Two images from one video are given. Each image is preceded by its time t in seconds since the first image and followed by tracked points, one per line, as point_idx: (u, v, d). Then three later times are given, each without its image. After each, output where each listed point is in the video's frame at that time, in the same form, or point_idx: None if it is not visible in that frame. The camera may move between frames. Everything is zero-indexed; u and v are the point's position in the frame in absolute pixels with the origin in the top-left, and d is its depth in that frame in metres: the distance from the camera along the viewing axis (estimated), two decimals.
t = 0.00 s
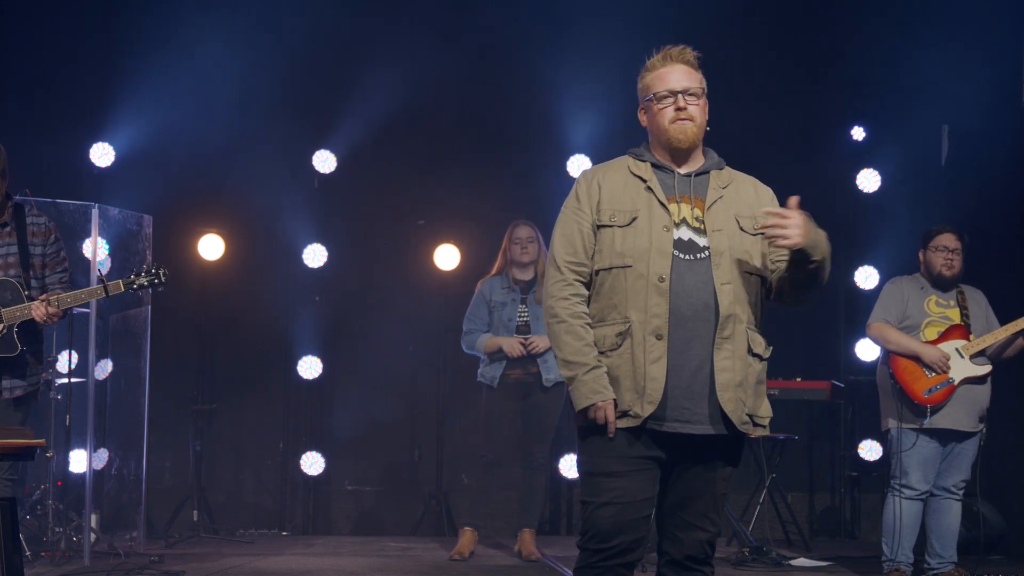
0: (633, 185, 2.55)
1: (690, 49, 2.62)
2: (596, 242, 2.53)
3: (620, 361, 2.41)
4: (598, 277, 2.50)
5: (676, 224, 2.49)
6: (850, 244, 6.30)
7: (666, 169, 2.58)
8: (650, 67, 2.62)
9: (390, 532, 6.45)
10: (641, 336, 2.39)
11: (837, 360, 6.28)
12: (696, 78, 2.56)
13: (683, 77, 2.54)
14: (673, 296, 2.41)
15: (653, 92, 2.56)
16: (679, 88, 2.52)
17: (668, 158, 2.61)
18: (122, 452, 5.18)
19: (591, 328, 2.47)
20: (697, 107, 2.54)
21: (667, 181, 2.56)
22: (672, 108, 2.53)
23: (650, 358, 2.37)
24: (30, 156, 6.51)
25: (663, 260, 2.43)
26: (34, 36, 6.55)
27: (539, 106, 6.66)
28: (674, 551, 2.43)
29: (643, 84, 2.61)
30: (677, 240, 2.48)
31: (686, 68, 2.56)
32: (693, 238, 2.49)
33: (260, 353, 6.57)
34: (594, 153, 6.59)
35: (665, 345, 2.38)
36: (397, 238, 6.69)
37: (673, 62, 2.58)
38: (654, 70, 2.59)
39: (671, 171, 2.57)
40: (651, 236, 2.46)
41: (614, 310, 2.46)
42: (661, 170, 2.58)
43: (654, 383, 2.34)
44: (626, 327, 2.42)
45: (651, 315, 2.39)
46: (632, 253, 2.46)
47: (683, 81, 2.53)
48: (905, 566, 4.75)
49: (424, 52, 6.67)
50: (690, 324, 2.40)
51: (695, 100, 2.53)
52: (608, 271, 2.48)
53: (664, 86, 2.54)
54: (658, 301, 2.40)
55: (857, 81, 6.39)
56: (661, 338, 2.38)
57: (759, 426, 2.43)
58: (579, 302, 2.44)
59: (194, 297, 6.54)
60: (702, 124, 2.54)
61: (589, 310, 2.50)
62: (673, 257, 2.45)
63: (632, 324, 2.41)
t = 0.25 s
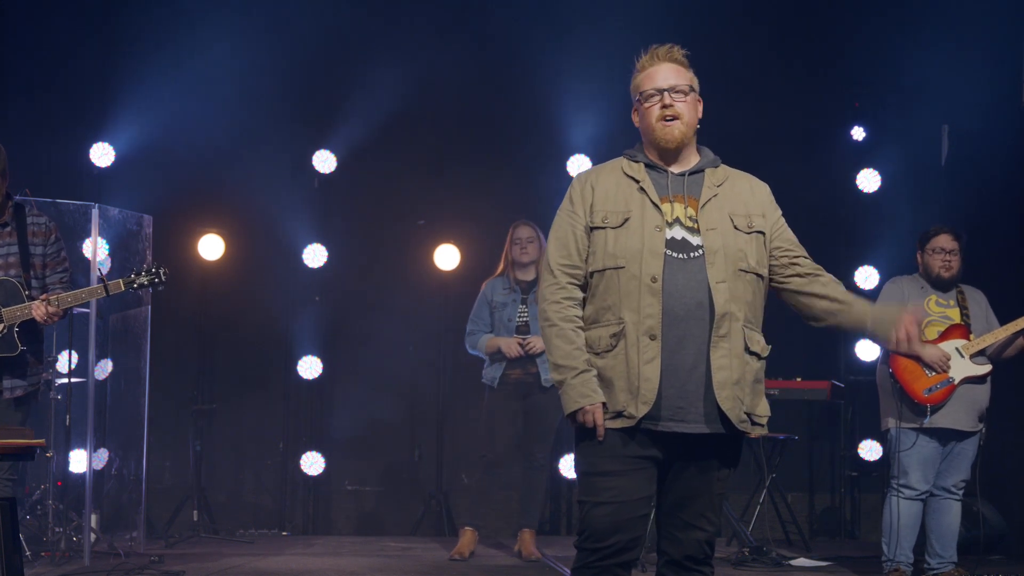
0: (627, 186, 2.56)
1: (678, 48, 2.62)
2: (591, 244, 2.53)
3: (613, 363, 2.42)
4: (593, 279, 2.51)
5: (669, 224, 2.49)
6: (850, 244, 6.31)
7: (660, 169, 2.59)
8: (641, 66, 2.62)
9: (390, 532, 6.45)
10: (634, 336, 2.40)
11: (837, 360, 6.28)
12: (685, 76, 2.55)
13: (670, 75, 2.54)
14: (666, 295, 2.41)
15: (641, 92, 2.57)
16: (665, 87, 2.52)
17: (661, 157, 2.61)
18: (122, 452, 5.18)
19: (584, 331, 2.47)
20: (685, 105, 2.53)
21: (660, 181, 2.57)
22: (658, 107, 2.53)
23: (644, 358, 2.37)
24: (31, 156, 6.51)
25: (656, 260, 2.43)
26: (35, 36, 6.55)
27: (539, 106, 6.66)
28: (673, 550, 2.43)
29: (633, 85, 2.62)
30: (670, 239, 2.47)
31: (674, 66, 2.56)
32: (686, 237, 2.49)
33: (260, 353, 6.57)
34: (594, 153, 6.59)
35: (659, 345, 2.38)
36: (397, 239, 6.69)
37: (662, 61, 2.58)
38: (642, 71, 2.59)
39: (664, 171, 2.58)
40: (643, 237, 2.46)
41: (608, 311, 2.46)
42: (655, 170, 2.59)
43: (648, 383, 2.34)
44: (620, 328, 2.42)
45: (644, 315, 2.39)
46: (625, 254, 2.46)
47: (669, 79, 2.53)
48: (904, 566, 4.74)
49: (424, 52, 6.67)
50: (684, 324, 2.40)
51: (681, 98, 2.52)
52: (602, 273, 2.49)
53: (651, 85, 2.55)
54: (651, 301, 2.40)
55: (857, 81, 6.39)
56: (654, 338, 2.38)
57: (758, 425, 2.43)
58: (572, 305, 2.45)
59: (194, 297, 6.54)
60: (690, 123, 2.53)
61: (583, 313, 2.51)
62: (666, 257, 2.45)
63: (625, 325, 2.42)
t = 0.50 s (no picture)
0: (625, 187, 2.56)
1: (674, 47, 2.62)
2: (587, 245, 2.54)
3: (607, 364, 2.42)
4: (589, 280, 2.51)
5: (664, 225, 2.49)
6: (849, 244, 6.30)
7: (659, 170, 2.58)
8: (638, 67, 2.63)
9: (390, 532, 6.45)
10: (627, 338, 2.40)
11: (837, 360, 6.29)
12: (680, 76, 2.55)
13: (663, 75, 2.54)
14: (659, 297, 2.41)
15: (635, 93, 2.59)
16: (655, 88, 2.53)
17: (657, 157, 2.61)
18: (122, 452, 5.18)
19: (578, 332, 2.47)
20: (675, 106, 2.52)
21: (658, 181, 2.56)
22: (649, 108, 2.53)
23: (636, 360, 2.37)
24: (30, 156, 6.51)
25: (649, 262, 2.43)
26: (34, 36, 6.55)
27: (539, 106, 6.66)
28: (673, 551, 2.43)
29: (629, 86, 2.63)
30: (665, 241, 2.47)
31: (669, 67, 2.56)
32: (681, 238, 2.48)
33: (260, 353, 6.57)
34: (594, 153, 6.59)
35: (651, 347, 2.38)
36: (397, 239, 6.69)
37: (658, 62, 2.58)
38: (637, 72, 2.60)
39: (663, 171, 2.57)
40: (638, 238, 2.46)
41: (603, 312, 2.46)
42: (654, 170, 2.59)
43: (638, 385, 2.35)
44: (614, 329, 2.42)
45: (637, 316, 2.39)
46: (620, 255, 2.47)
47: (659, 80, 2.53)
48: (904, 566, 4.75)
49: (425, 52, 6.67)
50: (678, 325, 2.40)
51: (672, 98, 2.52)
52: (597, 274, 2.49)
53: (643, 87, 2.55)
54: (644, 302, 2.40)
55: (857, 81, 6.40)
56: (647, 340, 2.38)
57: (750, 428, 2.42)
58: (566, 307, 2.45)
59: (194, 297, 6.54)
60: (682, 123, 2.52)
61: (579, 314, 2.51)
62: (660, 258, 2.44)
63: (619, 327, 2.42)
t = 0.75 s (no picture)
0: (625, 185, 2.56)
1: (678, 50, 2.62)
2: (587, 242, 2.54)
3: (602, 361, 2.41)
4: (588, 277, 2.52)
5: (664, 223, 2.48)
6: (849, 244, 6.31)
7: (661, 169, 2.58)
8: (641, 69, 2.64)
9: (390, 532, 6.45)
10: (624, 334, 2.39)
11: (837, 360, 6.29)
12: (682, 78, 2.55)
13: (666, 77, 2.55)
14: (656, 294, 2.40)
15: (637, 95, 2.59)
16: (658, 89, 2.53)
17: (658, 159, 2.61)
18: (121, 452, 5.19)
19: (576, 329, 2.48)
20: (677, 108, 2.53)
21: (660, 180, 2.56)
22: (651, 109, 2.54)
23: (631, 357, 2.37)
24: (31, 156, 6.51)
25: (648, 259, 2.42)
26: (35, 36, 6.55)
27: (539, 106, 6.66)
28: (673, 551, 2.43)
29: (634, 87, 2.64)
30: (665, 239, 2.47)
31: (671, 69, 2.56)
32: (681, 237, 2.48)
33: (260, 353, 6.57)
34: (594, 153, 6.60)
35: (647, 344, 2.38)
36: (397, 239, 6.69)
37: (661, 64, 2.59)
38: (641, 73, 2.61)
39: (665, 171, 2.57)
40: (637, 236, 2.46)
41: (600, 310, 2.46)
42: (656, 170, 2.59)
43: (633, 381, 2.35)
44: (610, 326, 2.42)
45: (634, 314, 2.39)
46: (618, 253, 2.46)
47: (663, 81, 2.54)
48: (905, 565, 4.74)
49: (425, 52, 6.67)
50: (676, 323, 2.39)
51: (675, 100, 2.53)
52: (596, 271, 2.49)
53: (645, 88, 2.56)
54: (641, 300, 2.40)
55: (858, 81, 6.39)
56: (643, 337, 2.38)
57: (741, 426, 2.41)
58: (564, 305, 2.46)
59: (194, 297, 6.54)
60: (682, 124, 2.52)
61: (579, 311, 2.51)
62: (658, 256, 2.44)
63: (615, 324, 2.41)
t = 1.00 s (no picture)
0: (626, 185, 2.56)
1: (681, 48, 2.62)
2: (587, 242, 2.55)
3: (602, 361, 2.41)
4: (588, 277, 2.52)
5: (665, 224, 2.48)
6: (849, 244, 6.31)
7: (661, 169, 2.58)
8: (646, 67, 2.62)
9: (390, 532, 6.46)
10: (624, 335, 2.39)
11: (837, 360, 6.29)
12: (691, 77, 2.55)
13: (676, 76, 2.54)
14: (656, 295, 2.40)
15: (646, 93, 2.56)
16: (671, 88, 2.52)
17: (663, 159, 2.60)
18: (122, 452, 5.19)
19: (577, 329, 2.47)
20: (689, 106, 2.52)
21: (660, 181, 2.56)
22: (664, 108, 2.52)
23: (631, 357, 2.37)
24: (31, 156, 6.51)
25: (648, 260, 2.42)
26: (35, 36, 6.55)
27: (539, 106, 6.66)
28: (673, 551, 2.42)
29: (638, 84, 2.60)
30: (665, 239, 2.47)
31: (680, 68, 2.56)
32: (681, 237, 2.48)
33: (261, 354, 6.57)
34: (594, 153, 6.60)
35: (648, 345, 2.37)
36: (397, 239, 6.69)
37: (668, 62, 2.57)
38: (648, 71, 2.58)
39: (665, 171, 2.58)
40: (637, 236, 2.46)
41: (601, 309, 2.46)
42: (655, 170, 2.59)
43: (633, 381, 2.34)
44: (610, 326, 2.42)
45: (634, 314, 2.39)
46: (618, 253, 2.47)
47: (674, 80, 2.53)
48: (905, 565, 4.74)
49: (425, 53, 6.67)
50: (676, 323, 2.39)
51: (687, 99, 2.52)
52: (596, 271, 2.49)
53: (656, 87, 2.54)
54: (641, 300, 2.39)
55: (858, 81, 6.39)
56: (643, 337, 2.37)
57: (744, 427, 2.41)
58: (565, 298, 2.45)
59: (194, 297, 6.54)
60: (695, 125, 2.52)
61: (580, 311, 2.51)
62: (658, 256, 2.44)
63: (616, 324, 2.41)
